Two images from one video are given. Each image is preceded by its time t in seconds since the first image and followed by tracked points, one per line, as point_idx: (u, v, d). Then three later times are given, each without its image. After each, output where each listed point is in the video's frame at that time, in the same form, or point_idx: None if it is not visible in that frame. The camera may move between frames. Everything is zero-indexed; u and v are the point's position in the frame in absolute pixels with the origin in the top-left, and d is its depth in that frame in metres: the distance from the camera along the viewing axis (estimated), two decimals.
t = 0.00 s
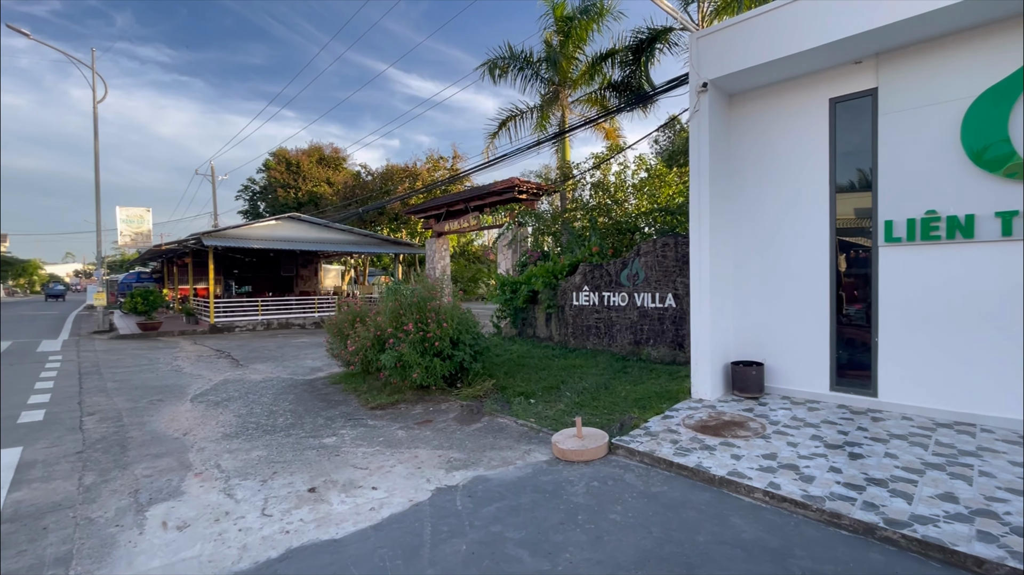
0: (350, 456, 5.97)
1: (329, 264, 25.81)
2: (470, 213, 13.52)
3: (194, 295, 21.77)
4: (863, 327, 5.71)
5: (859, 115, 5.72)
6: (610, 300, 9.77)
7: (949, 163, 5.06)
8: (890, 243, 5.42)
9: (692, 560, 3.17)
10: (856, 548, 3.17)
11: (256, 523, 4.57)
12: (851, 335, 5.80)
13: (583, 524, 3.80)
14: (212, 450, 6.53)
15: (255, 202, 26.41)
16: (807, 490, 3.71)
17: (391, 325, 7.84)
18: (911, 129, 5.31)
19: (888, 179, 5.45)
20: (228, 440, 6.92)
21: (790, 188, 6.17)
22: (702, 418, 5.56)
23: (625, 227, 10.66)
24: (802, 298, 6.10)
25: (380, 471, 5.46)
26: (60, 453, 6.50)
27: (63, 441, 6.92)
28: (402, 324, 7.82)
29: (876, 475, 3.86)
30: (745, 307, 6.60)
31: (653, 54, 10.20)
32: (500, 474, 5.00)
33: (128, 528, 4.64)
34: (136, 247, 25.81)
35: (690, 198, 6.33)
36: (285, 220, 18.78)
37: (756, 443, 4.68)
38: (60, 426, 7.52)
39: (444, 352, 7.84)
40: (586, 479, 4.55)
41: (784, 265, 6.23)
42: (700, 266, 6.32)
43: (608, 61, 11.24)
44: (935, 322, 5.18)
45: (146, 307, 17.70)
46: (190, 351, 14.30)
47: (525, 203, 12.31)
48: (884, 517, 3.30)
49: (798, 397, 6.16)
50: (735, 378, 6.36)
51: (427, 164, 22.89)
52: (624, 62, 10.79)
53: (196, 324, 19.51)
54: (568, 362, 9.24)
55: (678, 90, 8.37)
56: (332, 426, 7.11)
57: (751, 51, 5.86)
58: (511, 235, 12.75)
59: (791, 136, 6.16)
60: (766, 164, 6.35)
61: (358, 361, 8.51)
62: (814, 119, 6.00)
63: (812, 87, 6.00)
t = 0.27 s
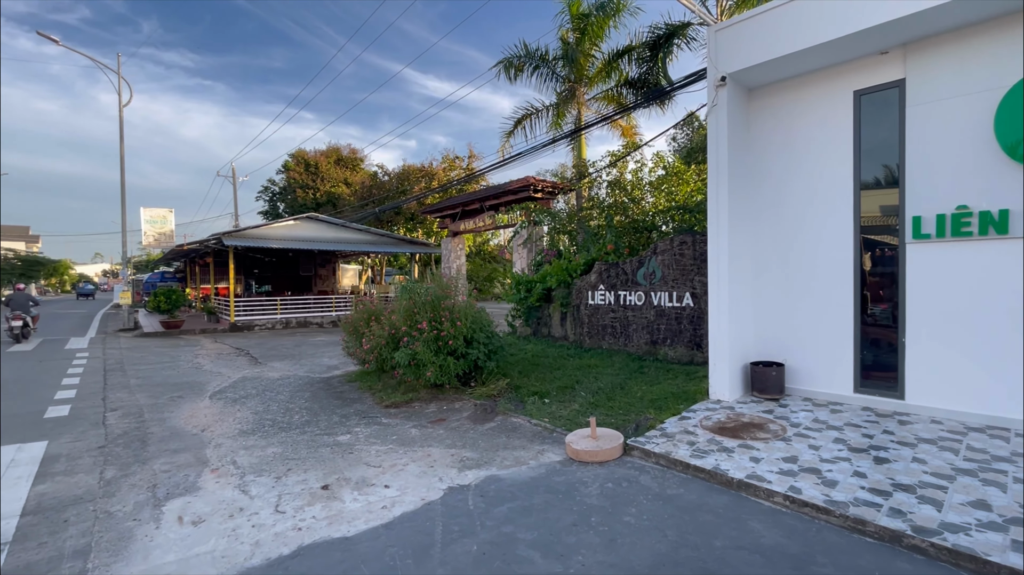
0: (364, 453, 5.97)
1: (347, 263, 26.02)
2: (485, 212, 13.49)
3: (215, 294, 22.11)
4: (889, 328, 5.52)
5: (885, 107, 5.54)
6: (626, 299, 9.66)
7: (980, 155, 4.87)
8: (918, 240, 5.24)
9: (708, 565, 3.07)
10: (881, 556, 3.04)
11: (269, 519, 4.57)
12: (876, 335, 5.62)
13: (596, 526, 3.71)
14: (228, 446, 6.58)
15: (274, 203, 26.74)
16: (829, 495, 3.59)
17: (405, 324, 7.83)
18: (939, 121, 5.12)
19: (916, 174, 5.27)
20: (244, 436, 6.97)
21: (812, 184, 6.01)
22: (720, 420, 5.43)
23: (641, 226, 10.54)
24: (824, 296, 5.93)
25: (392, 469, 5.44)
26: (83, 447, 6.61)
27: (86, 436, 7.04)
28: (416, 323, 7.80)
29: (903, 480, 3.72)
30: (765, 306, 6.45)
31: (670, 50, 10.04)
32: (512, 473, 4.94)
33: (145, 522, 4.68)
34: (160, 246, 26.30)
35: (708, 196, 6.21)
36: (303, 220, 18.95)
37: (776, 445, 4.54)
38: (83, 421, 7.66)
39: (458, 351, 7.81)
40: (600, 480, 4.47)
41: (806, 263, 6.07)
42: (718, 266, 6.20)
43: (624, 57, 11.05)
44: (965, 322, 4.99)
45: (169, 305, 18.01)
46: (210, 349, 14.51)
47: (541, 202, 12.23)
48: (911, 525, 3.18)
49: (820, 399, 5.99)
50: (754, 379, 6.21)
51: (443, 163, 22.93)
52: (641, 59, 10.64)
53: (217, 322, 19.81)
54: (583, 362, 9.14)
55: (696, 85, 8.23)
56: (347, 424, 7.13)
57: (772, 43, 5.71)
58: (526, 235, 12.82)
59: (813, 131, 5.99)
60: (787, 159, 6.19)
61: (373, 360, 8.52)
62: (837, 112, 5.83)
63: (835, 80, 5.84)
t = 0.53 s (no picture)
0: (373, 454, 5.90)
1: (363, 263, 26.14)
2: (499, 212, 13.40)
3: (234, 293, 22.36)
4: (916, 329, 5.30)
5: (912, 99, 5.31)
6: (641, 299, 9.48)
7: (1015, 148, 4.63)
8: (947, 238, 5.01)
9: None
10: (909, 572, 2.87)
11: (276, 520, 4.51)
12: (902, 337, 5.39)
13: (606, 533, 3.58)
14: (240, 445, 6.57)
15: (292, 204, 27.00)
16: (852, 504, 3.42)
17: (417, 323, 7.76)
18: (970, 113, 4.89)
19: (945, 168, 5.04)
20: (256, 435, 6.96)
21: (835, 180, 5.79)
22: (737, 424, 5.25)
23: (657, 225, 10.35)
24: (847, 297, 5.71)
25: (401, 470, 5.36)
26: (99, 444, 6.66)
27: (103, 433, 7.09)
28: (427, 322, 7.73)
29: (932, 491, 3.53)
30: (785, 307, 6.24)
31: (687, 45, 9.79)
32: (522, 477, 4.82)
33: (154, 521, 4.65)
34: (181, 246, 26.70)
35: (725, 192, 6.03)
36: (319, 221, 19.05)
37: (796, 451, 4.36)
38: (101, 418, 7.73)
39: (469, 351, 7.73)
40: (611, 485, 4.33)
41: (827, 263, 5.85)
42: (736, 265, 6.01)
43: (640, 54, 10.95)
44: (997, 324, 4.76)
45: (188, 304, 18.25)
46: (228, 348, 14.64)
47: (555, 201, 12.10)
48: (941, 539, 3.00)
49: (842, 403, 5.77)
50: (773, 382, 6.01)
51: (458, 163, 22.90)
52: (658, 55, 10.43)
53: (235, 321, 20.02)
54: (597, 363, 8.99)
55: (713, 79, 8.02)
56: (357, 424, 7.08)
57: (792, 34, 5.51)
58: (540, 234, 12.58)
59: (835, 125, 5.78)
60: (807, 155, 5.98)
61: (385, 359, 8.48)
62: (861, 104, 5.60)
63: (858, 71, 5.62)
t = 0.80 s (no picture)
0: (381, 456, 5.84)
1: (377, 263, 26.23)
2: (512, 212, 13.31)
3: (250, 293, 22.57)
4: (940, 332, 5.07)
5: (938, 92, 5.11)
6: (655, 300, 9.32)
7: None
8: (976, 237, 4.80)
9: None
10: None
11: (281, 522, 4.45)
12: (926, 340, 5.17)
13: (614, 542, 3.46)
14: (250, 445, 6.56)
15: (308, 205, 27.22)
16: (873, 516, 3.26)
17: (427, 324, 7.70)
18: (1000, 107, 4.68)
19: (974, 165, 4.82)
20: (266, 435, 6.94)
21: (856, 178, 5.60)
22: (752, 429, 5.08)
23: (672, 224, 10.17)
24: (869, 299, 5.51)
25: (408, 473, 5.29)
26: (113, 443, 6.69)
27: (117, 431, 7.13)
28: (437, 323, 7.67)
29: (959, 503, 3.36)
30: (803, 310, 6.05)
31: (702, 42, 9.55)
32: (530, 481, 4.72)
33: (161, 521, 4.60)
34: (199, 247, 27.04)
35: (740, 191, 5.87)
36: (333, 221, 19.12)
37: (814, 459, 4.19)
38: (117, 417, 7.78)
39: (479, 352, 7.65)
40: (620, 491, 4.21)
41: (848, 263, 5.65)
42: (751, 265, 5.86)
43: (655, 51, 10.79)
44: None
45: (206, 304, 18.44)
46: (243, 347, 14.74)
47: (568, 200, 11.97)
48: (969, 555, 2.85)
49: (863, 409, 5.56)
50: (790, 386, 5.83)
51: (472, 163, 22.85)
52: (673, 51, 10.23)
53: (250, 321, 20.19)
54: (609, 365, 8.84)
55: (729, 75, 7.84)
56: (367, 425, 7.03)
57: (811, 26, 5.33)
58: (553, 234, 12.48)
59: (856, 121, 5.58)
60: (826, 152, 5.79)
61: (395, 360, 8.43)
62: (884, 99, 5.40)
63: (881, 64, 5.41)
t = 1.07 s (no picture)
0: (392, 456, 5.81)
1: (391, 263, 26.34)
2: (525, 212, 13.24)
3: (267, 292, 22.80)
4: (969, 334, 4.90)
5: (965, 85, 4.94)
6: (670, 300, 9.18)
7: None
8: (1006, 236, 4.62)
9: None
10: None
11: (290, 521, 4.43)
12: (953, 343, 5.00)
13: (625, 547, 3.37)
14: (263, 444, 6.58)
15: (325, 205, 27.45)
16: (896, 525, 3.13)
17: (439, 324, 7.67)
18: None
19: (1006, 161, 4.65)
20: (279, 434, 6.96)
21: (878, 175, 5.43)
22: (769, 433, 4.95)
23: (688, 223, 10.02)
24: (892, 300, 5.34)
25: (418, 474, 5.24)
26: (130, 439, 6.76)
27: (135, 428, 7.21)
28: (449, 323, 7.64)
29: (988, 512, 3.22)
30: (823, 311, 5.90)
31: (720, 38, 9.39)
32: (540, 484, 4.65)
33: (173, 518, 4.59)
34: (218, 247, 27.42)
35: (758, 189, 5.74)
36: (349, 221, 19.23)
37: (833, 465, 4.06)
38: (135, 414, 7.87)
39: (491, 352, 7.60)
40: (632, 495, 4.12)
41: (870, 263, 5.49)
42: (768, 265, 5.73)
43: (671, 48, 10.63)
44: None
45: (224, 303, 18.66)
46: (259, 346, 14.88)
47: (582, 200, 11.88)
48: (998, 567, 2.72)
49: (886, 413, 5.40)
50: (809, 389, 5.67)
51: (486, 163, 22.84)
52: (689, 48, 10.07)
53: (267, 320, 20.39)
54: (623, 366, 8.72)
55: (747, 71, 7.69)
56: (378, 424, 7.02)
57: (832, 19, 5.18)
58: (568, 233, 12.42)
59: (879, 116, 5.42)
60: (847, 149, 5.64)
61: (408, 360, 8.42)
62: (908, 93, 5.22)
63: (905, 57, 5.24)
